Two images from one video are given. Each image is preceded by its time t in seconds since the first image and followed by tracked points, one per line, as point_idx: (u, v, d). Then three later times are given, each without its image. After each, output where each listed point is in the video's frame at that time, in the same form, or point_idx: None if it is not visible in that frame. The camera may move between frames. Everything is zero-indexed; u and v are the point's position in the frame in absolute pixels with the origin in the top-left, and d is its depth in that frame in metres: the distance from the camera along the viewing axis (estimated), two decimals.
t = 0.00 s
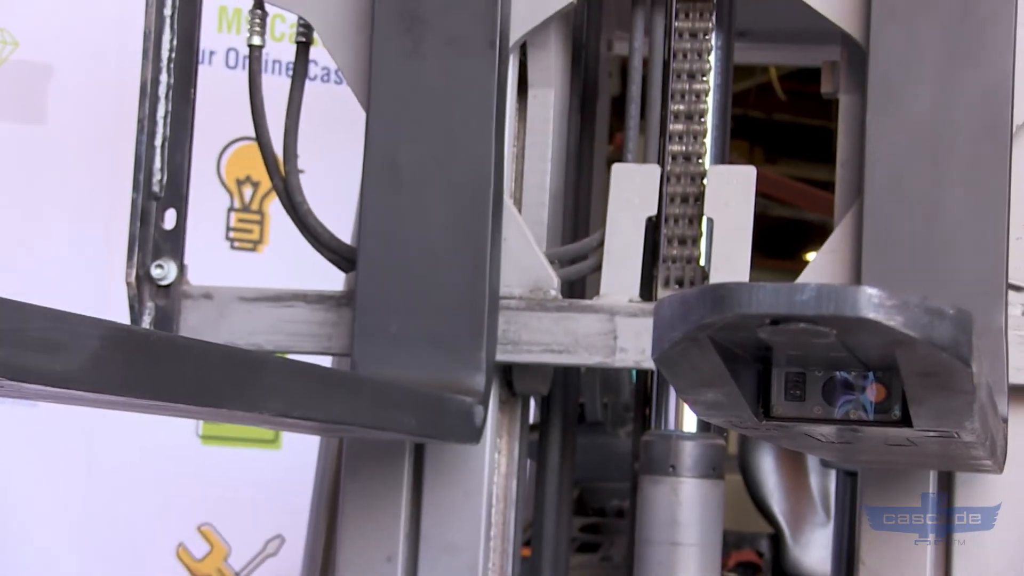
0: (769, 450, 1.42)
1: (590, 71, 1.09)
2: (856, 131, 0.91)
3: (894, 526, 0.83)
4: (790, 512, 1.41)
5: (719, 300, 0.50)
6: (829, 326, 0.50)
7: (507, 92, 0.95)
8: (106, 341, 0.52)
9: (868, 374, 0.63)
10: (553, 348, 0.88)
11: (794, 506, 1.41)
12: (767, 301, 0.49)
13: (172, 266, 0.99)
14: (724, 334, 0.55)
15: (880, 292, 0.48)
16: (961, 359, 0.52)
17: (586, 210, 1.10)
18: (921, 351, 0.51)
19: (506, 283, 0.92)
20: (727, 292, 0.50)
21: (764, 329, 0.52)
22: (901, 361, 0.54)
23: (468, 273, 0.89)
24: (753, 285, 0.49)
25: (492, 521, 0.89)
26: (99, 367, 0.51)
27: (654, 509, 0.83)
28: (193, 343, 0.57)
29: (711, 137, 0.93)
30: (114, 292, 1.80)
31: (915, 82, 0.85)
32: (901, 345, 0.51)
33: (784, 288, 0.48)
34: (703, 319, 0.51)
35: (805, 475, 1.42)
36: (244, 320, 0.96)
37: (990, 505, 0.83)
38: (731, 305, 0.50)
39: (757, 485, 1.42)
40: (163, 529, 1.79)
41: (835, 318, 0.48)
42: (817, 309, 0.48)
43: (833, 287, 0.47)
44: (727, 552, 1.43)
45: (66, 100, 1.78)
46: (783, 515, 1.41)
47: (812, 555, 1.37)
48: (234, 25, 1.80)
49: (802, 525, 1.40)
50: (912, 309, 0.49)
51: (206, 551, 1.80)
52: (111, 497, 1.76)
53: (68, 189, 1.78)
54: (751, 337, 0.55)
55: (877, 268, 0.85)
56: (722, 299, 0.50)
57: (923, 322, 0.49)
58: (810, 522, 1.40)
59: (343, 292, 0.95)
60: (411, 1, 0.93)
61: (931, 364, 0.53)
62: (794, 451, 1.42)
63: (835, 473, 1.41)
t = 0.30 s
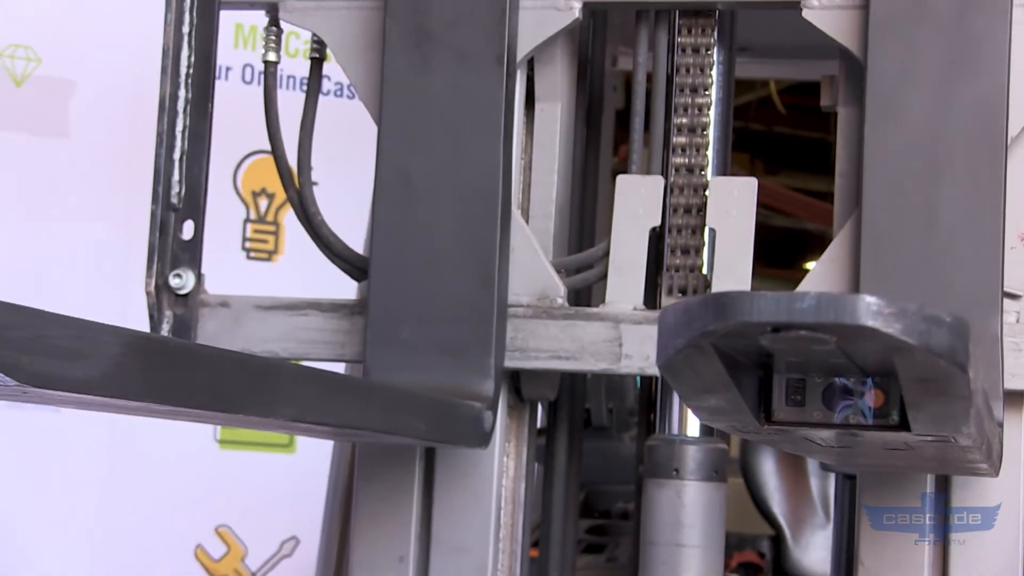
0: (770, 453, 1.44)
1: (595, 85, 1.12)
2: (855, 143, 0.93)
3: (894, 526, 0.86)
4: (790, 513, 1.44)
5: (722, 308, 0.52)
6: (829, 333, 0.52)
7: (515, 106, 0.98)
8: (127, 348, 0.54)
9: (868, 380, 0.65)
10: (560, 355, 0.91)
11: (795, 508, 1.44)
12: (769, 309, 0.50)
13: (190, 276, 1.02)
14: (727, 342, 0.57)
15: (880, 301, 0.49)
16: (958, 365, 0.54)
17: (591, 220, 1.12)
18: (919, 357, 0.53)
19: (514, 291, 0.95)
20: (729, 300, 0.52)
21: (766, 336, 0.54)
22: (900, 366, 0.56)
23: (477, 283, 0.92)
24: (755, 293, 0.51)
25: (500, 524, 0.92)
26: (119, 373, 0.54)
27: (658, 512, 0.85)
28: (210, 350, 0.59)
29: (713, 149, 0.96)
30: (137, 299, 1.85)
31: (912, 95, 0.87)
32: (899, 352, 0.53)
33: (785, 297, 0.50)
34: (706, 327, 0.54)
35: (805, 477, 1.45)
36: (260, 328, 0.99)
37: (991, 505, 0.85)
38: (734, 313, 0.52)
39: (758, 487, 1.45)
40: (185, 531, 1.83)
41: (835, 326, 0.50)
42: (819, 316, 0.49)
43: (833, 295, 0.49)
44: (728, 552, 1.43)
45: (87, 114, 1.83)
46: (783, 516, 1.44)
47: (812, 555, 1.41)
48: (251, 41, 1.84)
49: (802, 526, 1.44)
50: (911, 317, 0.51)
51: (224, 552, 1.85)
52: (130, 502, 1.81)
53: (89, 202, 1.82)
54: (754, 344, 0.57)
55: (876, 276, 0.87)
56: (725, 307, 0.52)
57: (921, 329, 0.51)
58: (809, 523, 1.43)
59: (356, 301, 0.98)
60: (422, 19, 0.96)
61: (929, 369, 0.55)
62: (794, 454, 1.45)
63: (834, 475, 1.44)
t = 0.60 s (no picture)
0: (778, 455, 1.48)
1: (606, 97, 1.14)
2: (861, 153, 0.96)
3: (893, 526, 0.88)
4: (797, 514, 1.46)
5: (731, 315, 0.55)
6: (836, 338, 0.54)
7: (529, 118, 1.00)
8: (151, 354, 0.57)
9: (873, 386, 0.68)
10: (573, 360, 0.94)
11: (802, 509, 1.46)
12: (777, 315, 0.53)
13: (214, 284, 1.05)
14: (736, 347, 0.59)
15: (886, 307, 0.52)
16: (962, 369, 0.56)
17: (603, 229, 1.15)
18: (924, 361, 0.55)
19: (529, 298, 0.97)
20: (737, 307, 0.55)
21: (774, 341, 0.56)
22: (905, 370, 0.58)
23: (492, 290, 0.94)
24: (764, 300, 0.53)
25: (516, 524, 0.94)
26: (142, 379, 0.56)
27: (670, 513, 0.87)
28: (233, 356, 0.62)
29: (721, 159, 0.98)
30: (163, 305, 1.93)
31: (916, 106, 0.90)
32: (905, 357, 0.55)
33: (792, 303, 0.52)
34: (715, 332, 0.56)
35: (812, 479, 1.47)
36: (281, 334, 1.02)
37: (990, 505, 0.87)
38: (742, 319, 0.54)
39: (766, 488, 1.48)
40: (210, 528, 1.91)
41: (842, 331, 0.52)
42: (827, 322, 0.52)
43: (840, 302, 0.51)
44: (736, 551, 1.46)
45: (117, 126, 1.91)
46: (791, 517, 1.46)
47: (818, 555, 1.43)
48: (273, 57, 1.87)
49: (809, 527, 1.45)
50: (916, 322, 0.53)
51: (247, 551, 1.94)
52: (157, 503, 1.88)
53: (119, 212, 1.90)
54: (761, 349, 0.60)
55: (881, 283, 0.89)
56: (734, 313, 0.54)
57: (925, 334, 0.53)
58: (816, 524, 1.45)
59: (375, 308, 1.01)
60: (438, 34, 0.99)
61: (933, 372, 0.57)
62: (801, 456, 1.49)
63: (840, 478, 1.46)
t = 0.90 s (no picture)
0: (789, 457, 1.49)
1: (622, 108, 1.17)
2: (870, 162, 0.98)
3: (893, 526, 0.90)
4: (809, 513, 1.48)
5: (745, 320, 0.57)
6: (847, 342, 0.56)
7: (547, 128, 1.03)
8: (180, 357, 0.59)
9: (883, 388, 0.70)
10: (591, 363, 0.96)
11: (814, 507, 1.48)
12: (791, 320, 0.55)
13: (241, 291, 1.08)
14: (749, 351, 0.61)
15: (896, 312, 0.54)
16: (970, 372, 0.58)
17: (619, 236, 1.18)
18: (933, 364, 0.57)
19: (547, 303, 1.00)
20: (751, 312, 0.57)
21: (787, 345, 0.59)
22: (914, 372, 0.60)
23: (512, 296, 0.97)
24: (777, 305, 0.55)
25: (535, 523, 0.97)
26: (172, 382, 0.59)
27: (686, 512, 0.90)
28: (260, 361, 0.65)
29: (734, 168, 1.01)
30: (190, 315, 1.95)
31: (925, 117, 0.92)
32: (915, 360, 0.58)
33: (805, 308, 0.55)
34: (730, 336, 0.58)
35: (823, 479, 1.49)
36: (307, 338, 1.05)
37: (990, 505, 0.90)
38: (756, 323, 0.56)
39: (778, 490, 1.50)
40: (236, 531, 1.95)
41: (853, 335, 0.54)
42: (838, 326, 0.54)
43: (851, 307, 0.54)
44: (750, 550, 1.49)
45: (148, 138, 1.96)
46: (803, 516, 1.48)
47: (831, 553, 1.45)
48: (298, 70, 1.92)
49: (821, 525, 1.47)
50: (924, 327, 0.55)
51: (275, 551, 1.98)
52: (183, 505, 1.92)
53: (146, 221, 1.95)
54: (774, 353, 0.62)
55: (891, 289, 0.92)
56: (749, 318, 0.57)
57: (934, 338, 0.56)
58: (827, 522, 1.47)
59: (398, 313, 1.04)
60: (458, 48, 1.02)
61: (941, 375, 0.60)
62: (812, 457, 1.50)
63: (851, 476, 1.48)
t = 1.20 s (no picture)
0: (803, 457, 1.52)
1: (638, 118, 1.20)
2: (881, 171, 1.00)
3: (895, 526, 0.92)
4: (822, 511, 1.50)
5: (761, 324, 0.59)
6: (859, 346, 0.59)
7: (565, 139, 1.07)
8: (214, 362, 0.62)
9: (893, 391, 0.72)
10: (609, 367, 0.99)
11: (827, 506, 1.50)
12: (805, 324, 0.57)
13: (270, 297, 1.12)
14: (764, 355, 0.64)
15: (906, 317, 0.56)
16: (979, 375, 0.61)
17: (636, 243, 1.21)
18: (943, 367, 0.60)
19: (566, 309, 1.03)
20: (767, 318, 0.59)
21: (801, 350, 0.61)
22: (925, 376, 0.63)
23: (531, 302, 1.00)
24: (791, 310, 0.58)
25: (554, 522, 1.00)
26: (207, 386, 0.62)
27: (702, 511, 0.93)
28: (287, 367, 0.68)
29: (748, 177, 1.04)
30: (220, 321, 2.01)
31: (935, 127, 0.94)
32: (926, 364, 0.60)
33: (819, 314, 0.57)
34: (745, 340, 0.61)
35: (836, 479, 1.52)
36: (334, 343, 1.09)
37: (991, 505, 0.92)
38: (772, 327, 0.59)
39: (792, 488, 1.53)
40: (263, 531, 1.99)
41: (864, 339, 0.57)
42: (850, 331, 0.56)
43: (863, 312, 0.56)
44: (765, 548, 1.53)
45: (177, 149, 2.01)
46: (816, 513, 1.50)
47: (843, 548, 1.46)
48: (323, 83, 1.97)
49: (834, 523, 1.49)
50: (935, 331, 0.58)
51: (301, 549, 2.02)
52: (209, 507, 1.96)
53: (173, 229, 1.99)
54: (787, 357, 0.65)
55: (901, 294, 0.94)
56: (764, 323, 0.59)
57: (944, 342, 0.58)
58: (840, 520, 1.49)
59: (421, 319, 1.07)
60: (479, 62, 1.05)
61: (951, 378, 0.62)
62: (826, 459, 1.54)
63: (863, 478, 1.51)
